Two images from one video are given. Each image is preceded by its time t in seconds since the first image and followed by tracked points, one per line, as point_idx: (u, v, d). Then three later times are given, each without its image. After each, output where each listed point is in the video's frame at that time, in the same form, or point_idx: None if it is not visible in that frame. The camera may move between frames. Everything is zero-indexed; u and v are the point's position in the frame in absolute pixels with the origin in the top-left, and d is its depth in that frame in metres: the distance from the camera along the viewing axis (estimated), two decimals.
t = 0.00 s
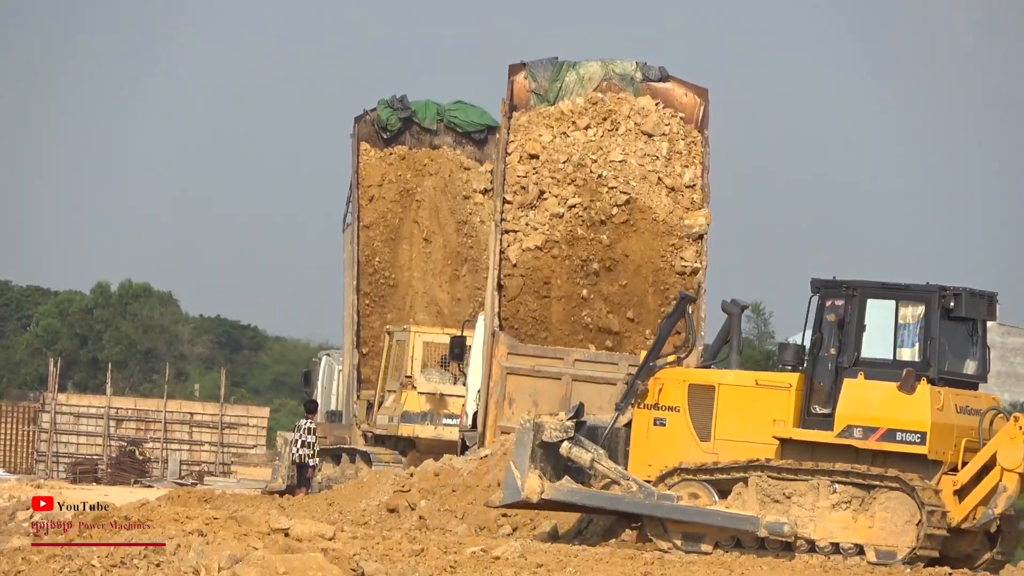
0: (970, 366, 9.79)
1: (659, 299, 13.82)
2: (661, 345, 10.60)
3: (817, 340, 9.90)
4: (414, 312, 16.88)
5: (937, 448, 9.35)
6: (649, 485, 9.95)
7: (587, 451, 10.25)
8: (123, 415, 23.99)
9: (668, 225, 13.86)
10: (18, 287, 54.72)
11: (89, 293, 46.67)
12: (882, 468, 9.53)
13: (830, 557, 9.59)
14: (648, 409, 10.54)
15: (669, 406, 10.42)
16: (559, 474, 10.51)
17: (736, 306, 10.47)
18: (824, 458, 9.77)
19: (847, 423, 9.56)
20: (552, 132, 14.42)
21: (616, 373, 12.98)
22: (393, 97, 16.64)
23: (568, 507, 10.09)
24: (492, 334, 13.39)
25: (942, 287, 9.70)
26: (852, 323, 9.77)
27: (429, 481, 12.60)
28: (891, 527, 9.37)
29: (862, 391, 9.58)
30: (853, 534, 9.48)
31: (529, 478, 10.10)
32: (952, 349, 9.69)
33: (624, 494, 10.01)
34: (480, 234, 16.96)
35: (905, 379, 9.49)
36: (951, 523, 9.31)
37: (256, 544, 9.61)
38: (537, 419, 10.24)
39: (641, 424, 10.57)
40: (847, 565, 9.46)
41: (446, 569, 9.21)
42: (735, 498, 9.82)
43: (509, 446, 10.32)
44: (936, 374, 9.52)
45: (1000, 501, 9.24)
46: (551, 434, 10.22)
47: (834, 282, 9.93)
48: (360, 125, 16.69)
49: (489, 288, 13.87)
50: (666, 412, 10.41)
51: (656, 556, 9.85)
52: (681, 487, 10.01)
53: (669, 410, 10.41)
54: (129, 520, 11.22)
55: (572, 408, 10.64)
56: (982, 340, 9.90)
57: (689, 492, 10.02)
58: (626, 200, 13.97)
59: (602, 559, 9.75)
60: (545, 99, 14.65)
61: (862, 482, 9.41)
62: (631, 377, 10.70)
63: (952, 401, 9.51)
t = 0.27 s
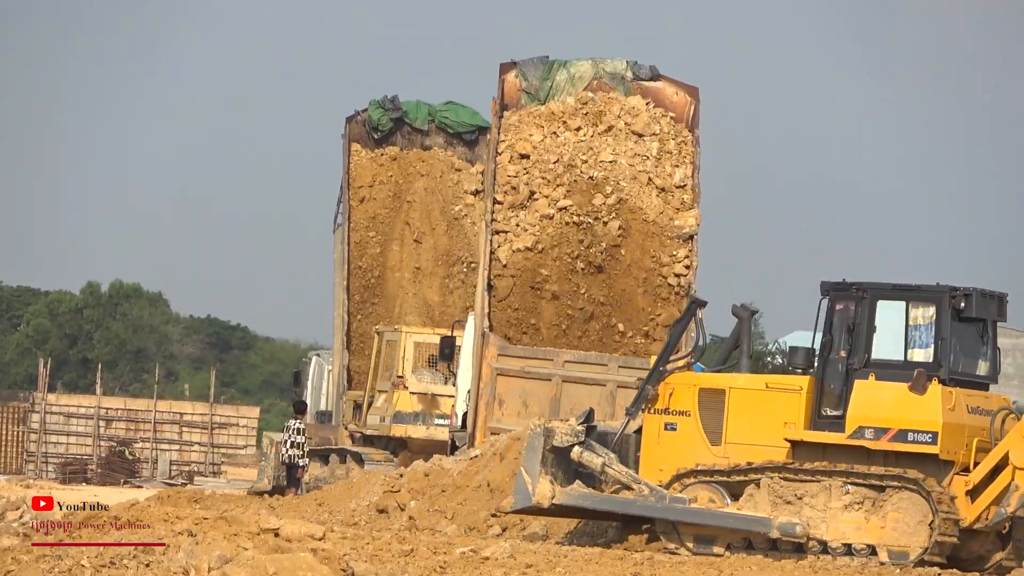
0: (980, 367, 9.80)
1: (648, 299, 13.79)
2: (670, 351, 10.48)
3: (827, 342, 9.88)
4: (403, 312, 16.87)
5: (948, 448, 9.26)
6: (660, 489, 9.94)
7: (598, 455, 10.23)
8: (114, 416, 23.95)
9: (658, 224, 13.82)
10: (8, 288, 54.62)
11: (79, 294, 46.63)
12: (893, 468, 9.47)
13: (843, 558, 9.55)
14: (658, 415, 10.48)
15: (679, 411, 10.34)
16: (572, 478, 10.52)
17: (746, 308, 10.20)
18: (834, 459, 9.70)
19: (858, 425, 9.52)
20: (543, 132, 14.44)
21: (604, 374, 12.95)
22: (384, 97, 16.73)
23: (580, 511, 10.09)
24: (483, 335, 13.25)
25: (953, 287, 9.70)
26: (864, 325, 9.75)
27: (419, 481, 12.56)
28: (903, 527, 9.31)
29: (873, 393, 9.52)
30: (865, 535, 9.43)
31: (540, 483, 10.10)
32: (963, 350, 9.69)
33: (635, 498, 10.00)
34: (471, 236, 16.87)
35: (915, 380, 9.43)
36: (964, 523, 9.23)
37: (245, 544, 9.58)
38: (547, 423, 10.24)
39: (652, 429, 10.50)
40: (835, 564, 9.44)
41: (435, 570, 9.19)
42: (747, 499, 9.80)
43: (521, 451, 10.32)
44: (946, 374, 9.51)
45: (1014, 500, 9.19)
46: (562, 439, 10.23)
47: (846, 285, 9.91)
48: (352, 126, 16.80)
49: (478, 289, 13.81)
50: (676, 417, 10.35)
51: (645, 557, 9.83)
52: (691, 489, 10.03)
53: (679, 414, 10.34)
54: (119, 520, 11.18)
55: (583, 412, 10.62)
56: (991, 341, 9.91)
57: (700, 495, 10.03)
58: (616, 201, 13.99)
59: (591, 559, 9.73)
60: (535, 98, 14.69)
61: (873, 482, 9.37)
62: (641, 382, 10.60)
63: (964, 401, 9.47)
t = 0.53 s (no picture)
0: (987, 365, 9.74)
1: (636, 295, 13.78)
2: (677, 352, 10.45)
3: (834, 343, 9.81)
4: (389, 310, 16.78)
5: (956, 446, 9.25)
6: (668, 489, 9.94)
7: (606, 456, 10.20)
8: (101, 412, 23.91)
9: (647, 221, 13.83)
10: None
11: (66, 291, 46.54)
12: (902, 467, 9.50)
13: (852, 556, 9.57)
14: (665, 418, 10.50)
15: (686, 414, 10.36)
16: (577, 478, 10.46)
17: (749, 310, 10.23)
18: (840, 457, 9.70)
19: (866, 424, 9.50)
20: (530, 128, 14.35)
21: (592, 372, 12.94)
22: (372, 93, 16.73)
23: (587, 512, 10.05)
24: (473, 333, 13.14)
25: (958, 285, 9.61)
26: (870, 325, 9.67)
27: (406, 478, 12.55)
28: (912, 526, 9.32)
29: (880, 391, 9.49)
30: (874, 533, 9.45)
31: (548, 484, 10.03)
32: (969, 348, 9.63)
33: (644, 498, 9.98)
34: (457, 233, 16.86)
35: (922, 379, 9.39)
36: (972, 522, 9.25)
37: (232, 541, 9.52)
38: (556, 424, 10.17)
39: (658, 432, 10.53)
40: (824, 561, 9.46)
41: (423, 566, 9.17)
42: (756, 499, 9.82)
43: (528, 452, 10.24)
44: (953, 372, 9.43)
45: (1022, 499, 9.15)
46: (570, 439, 10.18)
47: (850, 284, 9.84)
48: (340, 123, 16.86)
49: (466, 286, 13.79)
50: (683, 420, 10.36)
51: (632, 554, 9.82)
52: (699, 488, 10.05)
53: (687, 417, 10.35)
54: (106, 517, 11.13)
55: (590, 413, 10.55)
56: (997, 339, 9.85)
57: (709, 493, 10.04)
58: (604, 198, 14.01)
59: (579, 556, 9.73)
60: (523, 92, 14.62)
61: (882, 481, 9.38)
62: (648, 385, 10.62)
63: (971, 398, 9.42)
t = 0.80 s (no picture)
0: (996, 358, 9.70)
1: (622, 289, 13.75)
2: (686, 349, 10.42)
3: (844, 339, 9.86)
4: (373, 305, 16.79)
5: (965, 439, 9.22)
6: (679, 482, 9.84)
7: (617, 449, 10.07)
8: (88, 406, 23.85)
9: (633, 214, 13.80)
10: None
11: (52, 285, 46.41)
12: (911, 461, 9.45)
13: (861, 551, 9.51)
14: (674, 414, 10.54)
15: (695, 410, 10.40)
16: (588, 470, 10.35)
17: (758, 308, 10.22)
18: (852, 451, 9.67)
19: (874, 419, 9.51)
20: (516, 122, 14.39)
21: (579, 366, 12.91)
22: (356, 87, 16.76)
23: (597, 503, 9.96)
24: (456, 329, 13.10)
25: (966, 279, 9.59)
26: (878, 319, 9.70)
27: (393, 472, 12.50)
28: (922, 520, 9.27)
29: (887, 385, 9.49)
30: (884, 528, 9.40)
31: (559, 475, 9.92)
32: (978, 341, 9.60)
33: (654, 490, 9.88)
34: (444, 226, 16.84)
35: (931, 372, 9.39)
36: (984, 515, 9.15)
37: (219, 534, 9.48)
38: (567, 416, 10.03)
39: (667, 428, 10.57)
40: (812, 555, 9.43)
41: (410, 560, 9.13)
42: (766, 493, 9.81)
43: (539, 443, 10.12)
44: (962, 365, 9.41)
45: None
46: (581, 432, 10.04)
47: (858, 279, 9.87)
48: (324, 117, 16.81)
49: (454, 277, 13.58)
50: (693, 416, 10.39)
51: (619, 548, 9.78)
52: (710, 483, 10.03)
53: (696, 413, 10.38)
54: (93, 510, 11.07)
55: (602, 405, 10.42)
56: (1007, 332, 9.81)
57: (721, 489, 10.01)
58: (590, 191, 13.97)
59: (566, 550, 9.69)
60: (509, 86, 14.64)
61: (892, 476, 9.35)
62: (657, 382, 10.63)
63: (980, 392, 9.40)
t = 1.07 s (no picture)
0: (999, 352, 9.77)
1: (609, 283, 13.73)
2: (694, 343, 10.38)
3: (848, 334, 9.82)
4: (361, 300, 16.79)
5: (969, 434, 9.24)
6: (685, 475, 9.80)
7: (623, 442, 9.97)
8: (76, 399, 23.80)
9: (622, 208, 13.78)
10: None
11: (40, 279, 46.29)
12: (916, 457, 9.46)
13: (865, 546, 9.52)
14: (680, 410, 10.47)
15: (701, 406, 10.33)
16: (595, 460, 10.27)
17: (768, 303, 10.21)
18: (856, 447, 9.68)
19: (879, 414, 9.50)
20: (505, 115, 14.28)
21: (566, 361, 12.88)
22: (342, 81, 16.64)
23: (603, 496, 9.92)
24: (444, 323, 13.02)
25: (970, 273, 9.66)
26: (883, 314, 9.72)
27: (380, 465, 12.47)
28: (925, 515, 9.28)
29: (892, 380, 9.50)
30: (889, 523, 9.41)
31: (565, 469, 9.86)
32: (982, 336, 9.67)
33: (660, 484, 9.84)
34: (429, 223, 16.91)
35: (934, 367, 9.39)
36: (987, 510, 9.11)
37: (206, 528, 9.43)
38: (575, 409, 9.92)
39: (674, 424, 10.50)
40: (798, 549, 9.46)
41: (397, 554, 9.10)
42: (771, 487, 9.80)
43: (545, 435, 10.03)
44: (967, 360, 9.47)
45: None
46: (588, 425, 9.93)
47: (861, 274, 9.88)
48: (310, 111, 16.71)
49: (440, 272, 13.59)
50: (699, 412, 10.32)
51: (607, 543, 9.76)
52: (716, 479, 10.02)
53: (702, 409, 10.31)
54: (80, 504, 11.02)
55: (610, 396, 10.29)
56: (1009, 326, 9.88)
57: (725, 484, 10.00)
58: (578, 185, 13.93)
59: (553, 543, 9.67)
60: (497, 79, 14.49)
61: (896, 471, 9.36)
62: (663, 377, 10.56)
63: (984, 386, 9.43)
